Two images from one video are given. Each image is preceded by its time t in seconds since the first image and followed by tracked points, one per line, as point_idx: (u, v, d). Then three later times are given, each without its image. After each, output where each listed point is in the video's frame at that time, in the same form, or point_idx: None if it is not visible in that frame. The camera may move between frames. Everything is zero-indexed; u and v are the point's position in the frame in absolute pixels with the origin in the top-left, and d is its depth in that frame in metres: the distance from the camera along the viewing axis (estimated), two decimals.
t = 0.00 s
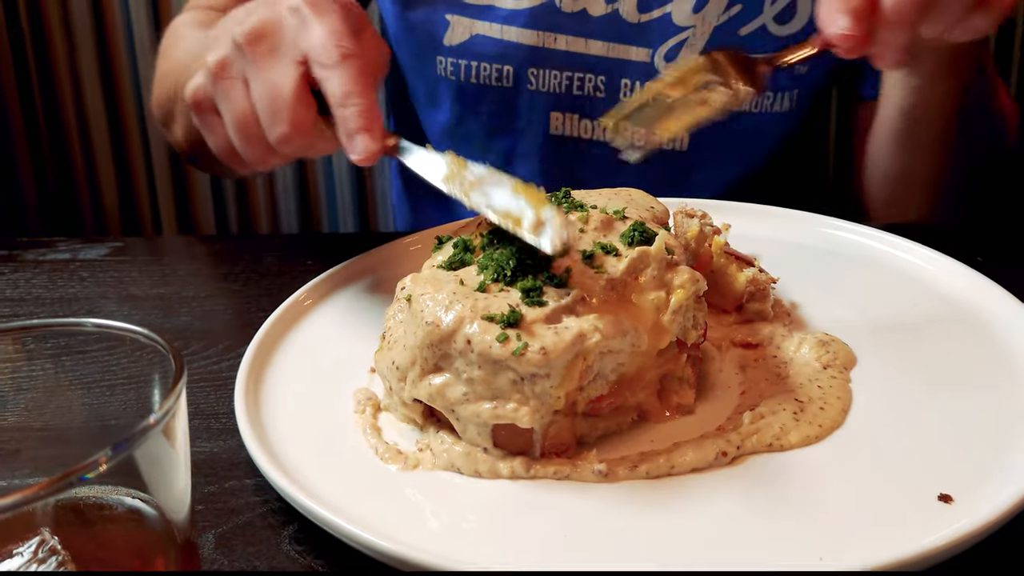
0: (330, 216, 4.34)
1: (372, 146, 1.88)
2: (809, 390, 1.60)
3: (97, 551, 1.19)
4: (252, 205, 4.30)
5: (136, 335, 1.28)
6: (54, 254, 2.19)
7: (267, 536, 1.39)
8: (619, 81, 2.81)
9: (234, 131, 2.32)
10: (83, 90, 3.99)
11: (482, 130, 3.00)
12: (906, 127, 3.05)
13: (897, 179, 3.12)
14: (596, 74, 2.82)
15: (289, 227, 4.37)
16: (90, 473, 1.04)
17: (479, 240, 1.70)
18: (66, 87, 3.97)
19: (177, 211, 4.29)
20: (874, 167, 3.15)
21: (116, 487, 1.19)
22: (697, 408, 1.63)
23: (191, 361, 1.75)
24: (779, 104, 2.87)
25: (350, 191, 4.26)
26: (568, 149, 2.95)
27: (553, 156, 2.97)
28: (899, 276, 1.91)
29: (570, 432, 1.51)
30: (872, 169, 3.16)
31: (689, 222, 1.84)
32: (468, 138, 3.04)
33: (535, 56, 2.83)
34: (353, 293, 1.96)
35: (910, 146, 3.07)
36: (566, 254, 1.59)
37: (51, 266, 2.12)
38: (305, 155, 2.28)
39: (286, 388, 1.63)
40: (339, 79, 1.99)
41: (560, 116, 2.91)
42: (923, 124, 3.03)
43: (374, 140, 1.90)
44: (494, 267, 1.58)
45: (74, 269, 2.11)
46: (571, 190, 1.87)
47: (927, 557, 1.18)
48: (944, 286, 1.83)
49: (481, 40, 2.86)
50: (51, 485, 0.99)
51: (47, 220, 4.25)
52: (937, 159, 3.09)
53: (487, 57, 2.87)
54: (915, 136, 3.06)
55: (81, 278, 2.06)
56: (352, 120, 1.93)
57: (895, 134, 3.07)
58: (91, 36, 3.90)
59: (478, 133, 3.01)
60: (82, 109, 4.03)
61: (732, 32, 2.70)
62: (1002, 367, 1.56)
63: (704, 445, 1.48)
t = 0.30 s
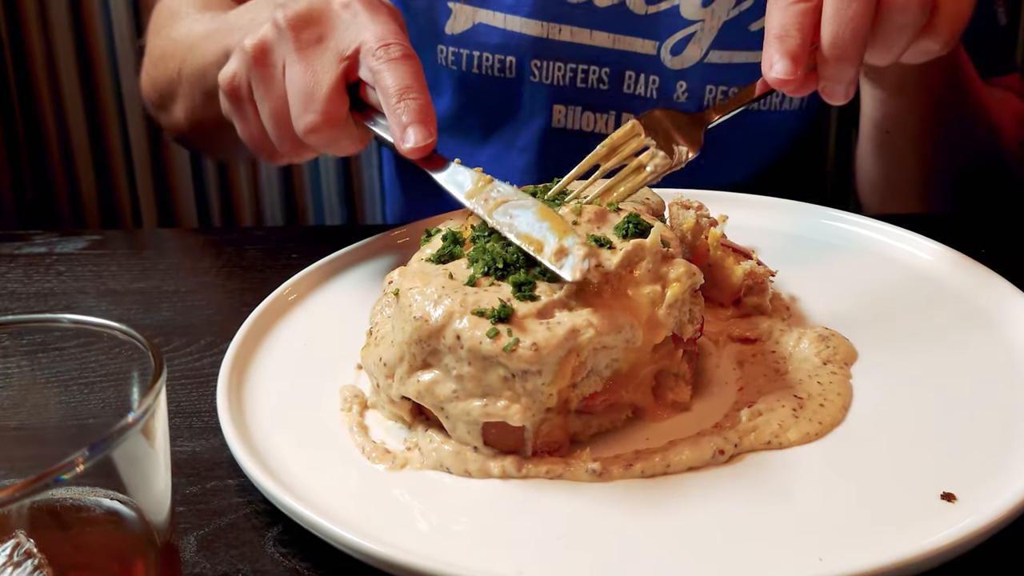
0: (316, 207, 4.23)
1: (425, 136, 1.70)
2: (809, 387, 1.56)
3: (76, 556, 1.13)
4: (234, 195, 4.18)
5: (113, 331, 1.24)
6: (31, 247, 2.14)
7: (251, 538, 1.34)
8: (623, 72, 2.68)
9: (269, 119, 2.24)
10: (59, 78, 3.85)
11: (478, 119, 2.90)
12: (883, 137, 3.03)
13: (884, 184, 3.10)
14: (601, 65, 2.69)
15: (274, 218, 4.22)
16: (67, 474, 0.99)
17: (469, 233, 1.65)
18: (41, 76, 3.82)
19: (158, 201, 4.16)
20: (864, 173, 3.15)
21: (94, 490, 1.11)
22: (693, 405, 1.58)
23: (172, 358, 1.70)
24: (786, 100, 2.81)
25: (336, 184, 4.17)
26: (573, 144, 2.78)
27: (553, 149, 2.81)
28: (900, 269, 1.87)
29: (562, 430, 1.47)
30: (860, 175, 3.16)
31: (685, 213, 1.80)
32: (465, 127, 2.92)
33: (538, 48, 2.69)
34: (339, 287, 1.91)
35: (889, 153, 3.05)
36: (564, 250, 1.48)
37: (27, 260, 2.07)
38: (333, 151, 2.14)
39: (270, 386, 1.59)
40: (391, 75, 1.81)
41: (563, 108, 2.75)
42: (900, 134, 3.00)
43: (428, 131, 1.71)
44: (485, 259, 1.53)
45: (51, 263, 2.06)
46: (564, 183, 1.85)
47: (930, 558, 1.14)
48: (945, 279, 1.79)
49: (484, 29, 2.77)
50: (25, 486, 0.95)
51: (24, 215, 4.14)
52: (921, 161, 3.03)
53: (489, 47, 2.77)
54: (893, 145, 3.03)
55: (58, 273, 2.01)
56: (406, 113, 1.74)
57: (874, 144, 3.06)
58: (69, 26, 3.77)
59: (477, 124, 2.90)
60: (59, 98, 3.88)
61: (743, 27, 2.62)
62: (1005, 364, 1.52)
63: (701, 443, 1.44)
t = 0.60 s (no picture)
0: (294, 200, 3.99)
1: (418, 142, 1.63)
2: (803, 385, 1.50)
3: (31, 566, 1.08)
4: (208, 183, 3.94)
5: (72, 330, 1.18)
6: None
7: (221, 546, 1.28)
8: (619, 63, 2.52)
9: (256, 114, 2.08)
10: (26, 60, 3.66)
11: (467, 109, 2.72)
12: (884, 133, 2.87)
13: (886, 184, 2.93)
14: (595, 56, 2.52)
15: (250, 210, 3.99)
16: (22, 481, 0.94)
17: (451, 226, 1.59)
18: (11, 61, 3.66)
19: (132, 193, 3.94)
20: (865, 172, 2.99)
21: (51, 498, 1.05)
22: (682, 404, 1.53)
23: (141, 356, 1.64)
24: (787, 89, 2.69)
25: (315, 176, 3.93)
26: (564, 138, 2.63)
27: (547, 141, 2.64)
28: (897, 262, 1.81)
29: (547, 432, 1.41)
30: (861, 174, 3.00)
31: (676, 205, 1.72)
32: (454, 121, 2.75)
33: (530, 37, 2.53)
34: (316, 282, 1.84)
35: (891, 150, 2.89)
36: (559, 246, 1.44)
37: None
38: (322, 151, 1.98)
39: (243, 386, 1.53)
40: (388, 75, 1.72)
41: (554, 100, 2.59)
42: (902, 129, 2.84)
43: (421, 136, 1.64)
44: (467, 253, 1.47)
45: (16, 259, 2.00)
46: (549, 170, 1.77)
47: (927, 564, 1.10)
48: (943, 272, 1.73)
49: (474, 16, 2.59)
50: None
51: None
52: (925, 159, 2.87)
53: (478, 35, 2.60)
54: (895, 142, 2.87)
55: (23, 268, 1.95)
56: (399, 117, 1.67)
57: (876, 140, 2.90)
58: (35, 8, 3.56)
59: (467, 114, 2.73)
60: (26, 82, 3.69)
61: (742, 20, 2.48)
62: (1006, 361, 1.46)
63: (691, 444, 1.38)
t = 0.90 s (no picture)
0: (271, 187, 3.85)
1: (403, 134, 1.57)
2: (798, 379, 1.44)
3: None
4: (181, 171, 3.74)
5: (21, 322, 1.12)
6: None
7: (187, 550, 1.22)
8: (610, 47, 2.43)
9: (227, 85, 1.96)
10: None
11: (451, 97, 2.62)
12: (886, 123, 2.80)
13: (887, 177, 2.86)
14: (586, 39, 2.43)
15: (225, 198, 3.83)
16: None
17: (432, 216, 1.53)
18: None
19: (100, 180, 3.65)
20: (867, 163, 2.93)
21: None
22: (672, 399, 1.46)
23: (106, 352, 1.58)
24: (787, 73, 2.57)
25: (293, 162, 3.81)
26: (554, 123, 2.54)
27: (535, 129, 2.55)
28: (895, 251, 1.75)
29: (529, 429, 1.35)
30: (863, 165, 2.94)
31: (666, 191, 1.68)
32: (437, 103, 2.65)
33: (518, 18, 2.43)
34: (291, 274, 1.78)
35: (894, 142, 2.82)
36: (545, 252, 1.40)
37: None
38: (295, 130, 1.89)
39: (212, 383, 1.46)
40: (374, 60, 1.65)
41: (544, 85, 2.50)
42: (904, 120, 2.77)
43: (406, 127, 1.58)
44: (448, 244, 1.40)
45: None
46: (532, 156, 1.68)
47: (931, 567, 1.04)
48: (943, 261, 1.67)
49: None
50: None
51: None
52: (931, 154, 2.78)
53: (465, 15, 2.49)
54: (897, 133, 2.80)
55: None
56: (385, 106, 1.59)
57: (878, 130, 2.84)
58: None
59: (452, 99, 2.62)
60: None
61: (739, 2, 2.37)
62: (1011, 353, 1.40)
63: (681, 441, 1.32)
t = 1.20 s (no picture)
0: (248, 172, 3.68)
1: (380, 78, 1.43)
2: (798, 374, 1.37)
3: None
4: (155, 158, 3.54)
5: None
6: None
7: (155, 558, 1.15)
8: (607, 32, 2.33)
9: (194, 33, 1.82)
10: None
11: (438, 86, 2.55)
12: (893, 112, 2.73)
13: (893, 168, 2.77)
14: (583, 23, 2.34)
15: (200, 186, 3.66)
16: None
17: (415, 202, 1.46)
18: None
19: (71, 168, 3.44)
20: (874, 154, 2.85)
21: None
22: (667, 396, 1.40)
23: (73, 348, 1.52)
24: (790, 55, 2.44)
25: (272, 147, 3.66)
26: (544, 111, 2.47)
27: (524, 117, 2.48)
28: (899, 239, 1.68)
29: (516, 428, 1.28)
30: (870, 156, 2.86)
31: (660, 177, 1.63)
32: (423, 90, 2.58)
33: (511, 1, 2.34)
34: (269, 266, 1.71)
35: (900, 130, 2.74)
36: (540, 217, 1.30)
37: None
38: (266, 80, 1.74)
39: (183, 381, 1.40)
40: None
41: (536, 70, 2.42)
42: (911, 109, 2.69)
43: (383, 72, 1.44)
44: (430, 231, 1.33)
45: None
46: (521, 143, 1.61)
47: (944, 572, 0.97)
48: (949, 251, 1.61)
49: None
50: None
51: None
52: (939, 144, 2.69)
53: None
54: (904, 122, 2.73)
55: None
56: (358, 49, 1.46)
57: (885, 119, 2.77)
58: None
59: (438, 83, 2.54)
60: None
61: None
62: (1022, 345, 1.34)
63: (676, 441, 1.25)
